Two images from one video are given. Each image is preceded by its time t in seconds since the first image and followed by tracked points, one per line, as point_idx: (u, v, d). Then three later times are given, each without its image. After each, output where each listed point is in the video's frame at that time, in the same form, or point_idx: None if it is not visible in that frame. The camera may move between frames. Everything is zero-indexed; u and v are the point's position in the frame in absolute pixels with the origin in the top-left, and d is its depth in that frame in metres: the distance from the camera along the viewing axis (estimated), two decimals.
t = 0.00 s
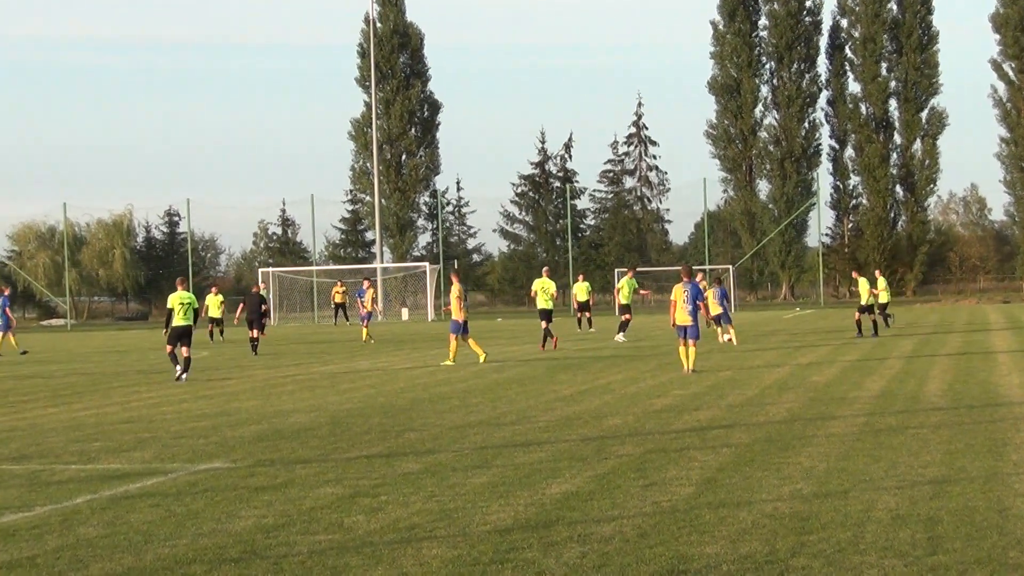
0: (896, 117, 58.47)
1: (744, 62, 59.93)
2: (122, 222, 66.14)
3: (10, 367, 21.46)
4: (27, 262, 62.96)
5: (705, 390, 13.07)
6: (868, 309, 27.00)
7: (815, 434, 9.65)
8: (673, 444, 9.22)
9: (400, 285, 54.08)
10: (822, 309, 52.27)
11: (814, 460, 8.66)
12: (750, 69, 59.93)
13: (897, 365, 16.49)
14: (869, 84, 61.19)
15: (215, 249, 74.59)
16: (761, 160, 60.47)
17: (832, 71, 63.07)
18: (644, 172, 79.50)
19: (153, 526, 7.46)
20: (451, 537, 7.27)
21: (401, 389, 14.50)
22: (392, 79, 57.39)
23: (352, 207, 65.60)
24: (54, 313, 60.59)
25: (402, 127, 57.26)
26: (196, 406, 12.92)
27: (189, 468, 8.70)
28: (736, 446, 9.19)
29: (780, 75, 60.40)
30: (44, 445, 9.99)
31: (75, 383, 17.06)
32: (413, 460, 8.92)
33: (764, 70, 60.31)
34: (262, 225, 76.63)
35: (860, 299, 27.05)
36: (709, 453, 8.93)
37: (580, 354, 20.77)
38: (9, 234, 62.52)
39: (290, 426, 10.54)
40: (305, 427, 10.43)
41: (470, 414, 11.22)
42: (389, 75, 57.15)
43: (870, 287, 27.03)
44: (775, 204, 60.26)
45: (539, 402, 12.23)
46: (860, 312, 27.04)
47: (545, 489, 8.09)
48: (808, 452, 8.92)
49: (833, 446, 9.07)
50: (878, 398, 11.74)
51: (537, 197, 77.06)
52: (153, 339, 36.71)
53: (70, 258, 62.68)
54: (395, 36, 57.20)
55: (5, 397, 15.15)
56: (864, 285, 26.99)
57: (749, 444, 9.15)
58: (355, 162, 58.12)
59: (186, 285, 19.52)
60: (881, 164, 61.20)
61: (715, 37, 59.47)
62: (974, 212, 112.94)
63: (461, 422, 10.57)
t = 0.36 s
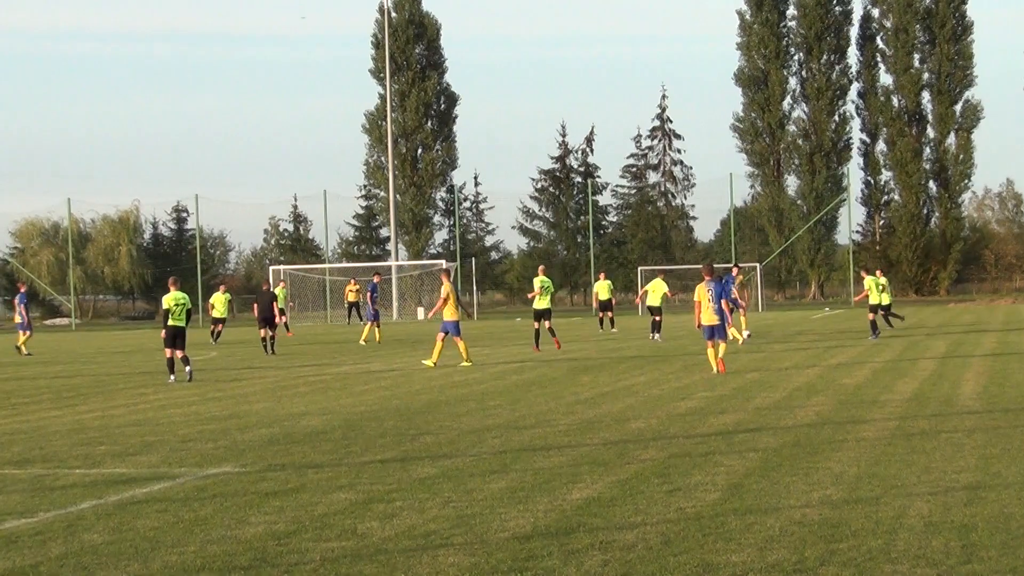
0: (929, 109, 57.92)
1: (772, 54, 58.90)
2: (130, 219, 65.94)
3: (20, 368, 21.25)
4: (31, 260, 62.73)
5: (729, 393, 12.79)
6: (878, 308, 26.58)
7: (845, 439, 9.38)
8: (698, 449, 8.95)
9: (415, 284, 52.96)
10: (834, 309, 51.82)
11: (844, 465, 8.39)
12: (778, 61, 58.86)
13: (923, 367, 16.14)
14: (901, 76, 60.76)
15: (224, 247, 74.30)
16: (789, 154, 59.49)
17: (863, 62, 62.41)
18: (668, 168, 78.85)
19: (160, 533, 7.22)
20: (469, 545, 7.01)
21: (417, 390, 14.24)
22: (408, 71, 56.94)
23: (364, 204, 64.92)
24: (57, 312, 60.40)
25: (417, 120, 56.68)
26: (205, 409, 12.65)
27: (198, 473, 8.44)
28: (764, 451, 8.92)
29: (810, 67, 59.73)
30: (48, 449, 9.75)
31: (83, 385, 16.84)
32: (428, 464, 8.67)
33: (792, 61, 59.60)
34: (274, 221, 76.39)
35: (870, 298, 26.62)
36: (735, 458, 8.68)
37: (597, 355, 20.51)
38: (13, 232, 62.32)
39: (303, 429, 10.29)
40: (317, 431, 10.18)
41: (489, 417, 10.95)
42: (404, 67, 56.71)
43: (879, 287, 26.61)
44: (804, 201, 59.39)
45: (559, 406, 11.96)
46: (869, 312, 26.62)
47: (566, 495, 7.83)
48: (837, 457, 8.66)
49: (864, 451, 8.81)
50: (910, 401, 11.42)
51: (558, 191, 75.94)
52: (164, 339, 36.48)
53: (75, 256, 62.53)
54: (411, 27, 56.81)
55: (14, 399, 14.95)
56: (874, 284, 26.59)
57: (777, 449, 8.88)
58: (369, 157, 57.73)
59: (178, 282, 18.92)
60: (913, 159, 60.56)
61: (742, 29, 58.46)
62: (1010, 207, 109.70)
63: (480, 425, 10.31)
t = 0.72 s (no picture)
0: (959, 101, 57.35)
1: (796, 44, 58.91)
2: (133, 215, 65.49)
3: (24, 369, 21.05)
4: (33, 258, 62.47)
5: (750, 396, 12.53)
6: (888, 308, 26.19)
7: (872, 444, 9.13)
8: (720, 454, 8.69)
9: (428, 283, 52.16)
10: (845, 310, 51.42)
11: (871, 471, 8.14)
12: (803, 51, 58.87)
13: (945, 369, 15.83)
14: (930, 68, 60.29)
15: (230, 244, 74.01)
16: (815, 148, 59.14)
17: (892, 54, 62.15)
18: (688, 163, 78.29)
19: (163, 540, 6.98)
20: (482, 553, 6.76)
21: (428, 393, 14.00)
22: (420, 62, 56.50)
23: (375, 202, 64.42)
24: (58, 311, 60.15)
25: (429, 113, 56.28)
26: (210, 411, 12.39)
27: (202, 478, 8.21)
28: (788, 455, 8.66)
29: (835, 58, 59.27)
30: (47, 453, 9.51)
31: (88, 387, 16.62)
32: (441, 469, 8.41)
33: (817, 52, 59.22)
34: (282, 218, 76.23)
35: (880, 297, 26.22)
36: (758, 463, 8.43)
37: (611, 356, 20.25)
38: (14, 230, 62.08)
39: (311, 433, 10.04)
40: (326, 435, 9.92)
41: (503, 421, 10.69)
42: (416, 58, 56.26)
43: (890, 286, 26.17)
44: (829, 197, 58.79)
45: (576, 409, 11.69)
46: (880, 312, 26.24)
47: (583, 501, 7.58)
48: (865, 463, 8.40)
49: (889, 456, 8.55)
50: (937, 404, 11.14)
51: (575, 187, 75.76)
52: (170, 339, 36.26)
53: (76, 253, 62.23)
54: (423, 17, 56.37)
55: (17, 401, 14.73)
56: (884, 283, 26.15)
57: (802, 454, 8.62)
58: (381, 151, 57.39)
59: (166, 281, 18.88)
60: (943, 153, 60.12)
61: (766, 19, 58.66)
62: None
63: (496, 429, 10.06)
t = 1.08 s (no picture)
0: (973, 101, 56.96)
1: (811, 42, 58.35)
2: (142, 214, 65.92)
3: (34, 368, 21.08)
4: (41, 256, 62.54)
5: (762, 396, 12.51)
6: (893, 309, 26.25)
7: (885, 444, 9.10)
8: (733, 454, 8.67)
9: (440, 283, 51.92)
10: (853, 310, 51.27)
11: (884, 471, 8.10)
12: (817, 50, 58.31)
13: (959, 369, 15.75)
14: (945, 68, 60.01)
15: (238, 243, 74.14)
16: (829, 148, 58.41)
17: (907, 53, 61.93)
18: (702, 162, 77.99)
19: (174, 539, 6.95)
20: (495, 553, 6.74)
21: (439, 392, 14.01)
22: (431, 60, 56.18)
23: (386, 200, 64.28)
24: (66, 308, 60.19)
25: (442, 112, 56.05)
26: (222, 411, 12.39)
27: (213, 478, 8.19)
28: (802, 457, 8.63)
29: (850, 57, 58.55)
30: (58, 452, 9.50)
31: (99, 386, 16.66)
32: (452, 470, 8.39)
33: (832, 51, 58.63)
34: (293, 216, 76.34)
35: (884, 298, 26.27)
36: (772, 464, 8.39)
37: (620, 356, 20.22)
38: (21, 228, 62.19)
39: (322, 433, 10.03)
40: (337, 434, 9.90)
41: (515, 421, 10.66)
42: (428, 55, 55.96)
43: (895, 287, 26.15)
44: (844, 196, 58.04)
45: (588, 409, 11.69)
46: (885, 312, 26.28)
47: (595, 502, 7.55)
48: (877, 463, 8.37)
49: (902, 457, 8.51)
50: (952, 406, 11.10)
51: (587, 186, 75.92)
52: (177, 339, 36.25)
53: (85, 252, 62.35)
54: (435, 15, 56.14)
55: (27, 400, 14.76)
56: (889, 284, 26.18)
57: (815, 455, 8.59)
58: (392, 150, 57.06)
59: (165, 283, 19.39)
60: (958, 153, 59.99)
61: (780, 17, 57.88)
62: None
63: (508, 429, 10.05)
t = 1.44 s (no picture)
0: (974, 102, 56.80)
1: (812, 44, 58.03)
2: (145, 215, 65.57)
3: (32, 370, 21.04)
4: (42, 258, 62.51)
5: (762, 397, 12.53)
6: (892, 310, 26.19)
7: (886, 445, 9.11)
8: (734, 456, 8.67)
9: (439, 284, 51.81)
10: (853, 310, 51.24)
11: (885, 473, 8.10)
12: (819, 51, 57.98)
13: (962, 371, 15.75)
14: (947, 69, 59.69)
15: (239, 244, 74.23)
16: (831, 149, 58.17)
17: (909, 54, 61.54)
18: (703, 163, 77.71)
19: (175, 541, 6.95)
20: (495, 555, 6.74)
21: (439, 394, 14.02)
22: (433, 61, 56.04)
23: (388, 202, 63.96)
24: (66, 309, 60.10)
25: (443, 113, 55.73)
26: (222, 412, 12.38)
27: (214, 480, 8.19)
28: (802, 459, 8.63)
29: (851, 58, 58.36)
30: (58, 453, 9.48)
31: (98, 388, 16.63)
32: (452, 471, 8.38)
33: (834, 52, 58.46)
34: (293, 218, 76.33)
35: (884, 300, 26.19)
36: (772, 466, 8.39)
37: (618, 358, 20.21)
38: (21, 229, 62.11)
39: (323, 434, 10.03)
40: (337, 437, 9.90)
41: (516, 423, 10.66)
42: (430, 57, 55.79)
43: (895, 288, 26.05)
44: (846, 197, 57.73)
45: (589, 410, 11.70)
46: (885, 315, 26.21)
47: (596, 504, 7.55)
48: (878, 464, 8.37)
49: (903, 458, 8.51)
50: (953, 408, 11.09)
51: (589, 187, 76.05)
52: (175, 340, 36.19)
53: (87, 253, 62.20)
54: (436, 16, 55.97)
55: (24, 402, 14.72)
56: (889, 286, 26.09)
57: (815, 457, 8.59)
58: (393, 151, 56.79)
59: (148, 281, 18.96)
60: (960, 154, 59.61)
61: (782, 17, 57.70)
62: None
63: (509, 431, 10.05)
